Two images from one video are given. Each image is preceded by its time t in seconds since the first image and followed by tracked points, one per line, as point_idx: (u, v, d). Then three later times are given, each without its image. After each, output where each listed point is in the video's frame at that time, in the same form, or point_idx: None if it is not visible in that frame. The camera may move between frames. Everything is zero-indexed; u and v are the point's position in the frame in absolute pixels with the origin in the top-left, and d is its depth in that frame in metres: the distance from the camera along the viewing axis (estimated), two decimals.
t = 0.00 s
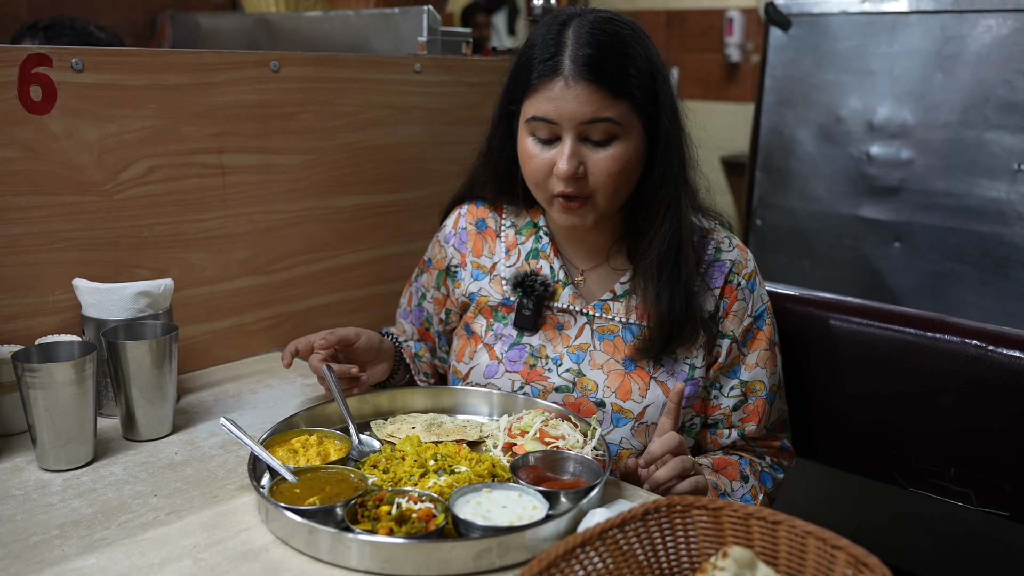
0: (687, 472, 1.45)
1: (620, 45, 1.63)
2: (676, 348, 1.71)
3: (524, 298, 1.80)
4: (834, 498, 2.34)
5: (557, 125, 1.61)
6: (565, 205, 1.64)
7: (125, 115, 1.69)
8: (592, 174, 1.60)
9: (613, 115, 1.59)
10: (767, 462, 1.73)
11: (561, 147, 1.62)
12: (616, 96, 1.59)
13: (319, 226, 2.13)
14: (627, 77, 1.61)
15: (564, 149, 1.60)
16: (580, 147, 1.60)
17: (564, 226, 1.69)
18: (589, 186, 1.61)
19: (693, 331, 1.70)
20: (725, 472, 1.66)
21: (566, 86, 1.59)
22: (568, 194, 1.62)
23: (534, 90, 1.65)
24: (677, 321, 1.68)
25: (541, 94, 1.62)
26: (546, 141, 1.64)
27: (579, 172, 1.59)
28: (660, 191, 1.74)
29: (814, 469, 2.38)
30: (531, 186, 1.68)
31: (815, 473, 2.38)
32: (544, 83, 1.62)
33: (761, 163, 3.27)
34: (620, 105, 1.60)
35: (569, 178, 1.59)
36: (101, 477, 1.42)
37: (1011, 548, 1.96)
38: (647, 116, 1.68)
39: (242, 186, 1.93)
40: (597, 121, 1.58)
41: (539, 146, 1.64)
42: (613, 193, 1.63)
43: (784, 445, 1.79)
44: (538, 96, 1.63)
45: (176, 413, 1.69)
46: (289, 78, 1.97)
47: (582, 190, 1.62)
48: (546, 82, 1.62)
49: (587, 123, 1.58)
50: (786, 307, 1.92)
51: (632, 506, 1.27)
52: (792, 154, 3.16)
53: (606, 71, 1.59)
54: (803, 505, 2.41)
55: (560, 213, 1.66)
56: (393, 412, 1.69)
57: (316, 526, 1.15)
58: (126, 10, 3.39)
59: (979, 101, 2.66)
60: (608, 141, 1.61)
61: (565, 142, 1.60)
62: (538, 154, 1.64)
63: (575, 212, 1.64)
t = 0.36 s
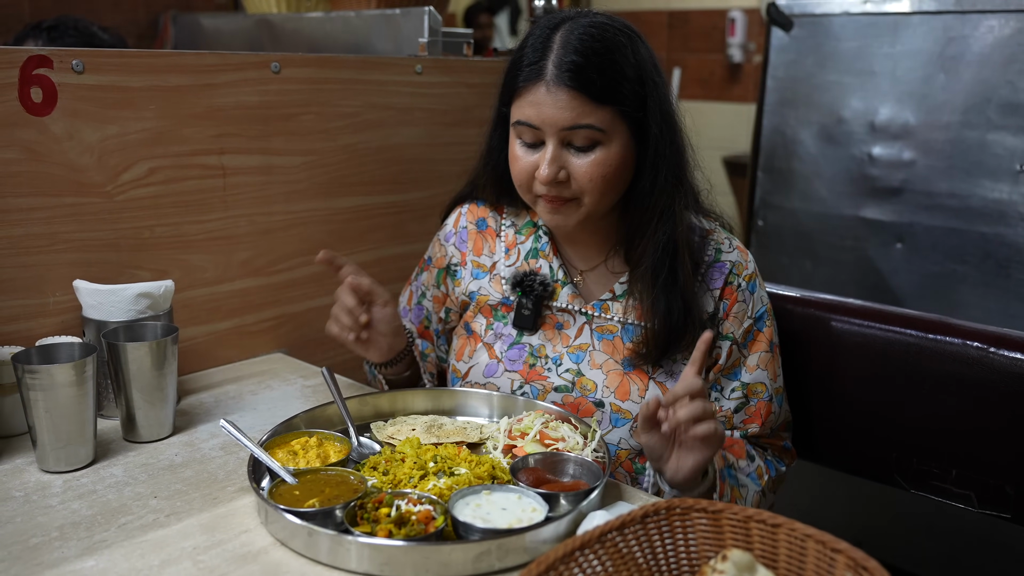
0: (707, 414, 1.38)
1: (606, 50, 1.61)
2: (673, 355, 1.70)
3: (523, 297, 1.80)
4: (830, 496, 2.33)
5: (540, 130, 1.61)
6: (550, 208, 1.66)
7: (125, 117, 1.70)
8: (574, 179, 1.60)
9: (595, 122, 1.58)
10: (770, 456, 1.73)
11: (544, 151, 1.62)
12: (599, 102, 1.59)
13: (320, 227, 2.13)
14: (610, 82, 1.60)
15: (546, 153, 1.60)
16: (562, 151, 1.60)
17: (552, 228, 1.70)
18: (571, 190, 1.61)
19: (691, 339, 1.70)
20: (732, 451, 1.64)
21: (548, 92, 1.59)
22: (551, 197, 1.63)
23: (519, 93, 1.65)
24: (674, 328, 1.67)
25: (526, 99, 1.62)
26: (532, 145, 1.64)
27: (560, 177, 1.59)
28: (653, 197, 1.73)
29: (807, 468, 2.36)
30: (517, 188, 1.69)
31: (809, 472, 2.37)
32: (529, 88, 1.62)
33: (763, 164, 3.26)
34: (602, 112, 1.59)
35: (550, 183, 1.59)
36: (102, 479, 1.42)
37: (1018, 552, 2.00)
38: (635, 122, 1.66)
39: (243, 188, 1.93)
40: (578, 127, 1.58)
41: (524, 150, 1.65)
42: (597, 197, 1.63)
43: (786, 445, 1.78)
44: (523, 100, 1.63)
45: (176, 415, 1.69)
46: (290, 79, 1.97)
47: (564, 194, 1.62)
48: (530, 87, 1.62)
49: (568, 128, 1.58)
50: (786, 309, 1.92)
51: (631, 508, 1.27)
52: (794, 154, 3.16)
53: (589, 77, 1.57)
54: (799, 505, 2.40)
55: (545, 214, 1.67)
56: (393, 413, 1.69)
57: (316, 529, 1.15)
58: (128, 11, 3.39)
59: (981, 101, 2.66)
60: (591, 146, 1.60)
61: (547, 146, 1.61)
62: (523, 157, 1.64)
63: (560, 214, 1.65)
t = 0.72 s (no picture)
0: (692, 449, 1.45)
1: (609, 44, 1.61)
2: (673, 351, 1.70)
3: (523, 299, 1.79)
4: (834, 498, 2.33)
5: (546, 124, 1.60)
6: (556, 204, 1.63)
7: (123, 117, 1.69)
8: (581, 172, 1.59)
9: (601, 114, 1.58)
10: (767, 460, 1.72)
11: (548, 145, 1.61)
12: (604, 95, 1.58)
13: (319, 227, 2.12)
14: (613, 76, 1.60)
15: (552, 147, 1.59)
16: (568, 145, 1.59)
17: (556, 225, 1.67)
18: (577, 184, 1.60)
19: (688, 335, 1.70)
20: (723, 463, 1.64)
21: (552, 85, 1.58)
22: (557, 192, 1.61)
23: (523, 89, 1.64)
24: (673, 323, 1.67)
25: (530, 93, 1.62)
26: (536, 140, 1.63)
27: (567, 170, 1.58)
28: (654, 192, 1.73)
29: (811, 469, 2.36)
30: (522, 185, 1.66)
31: (812, 475, 2.37)
32: (532, 82, 1.62)
33: (763, 164, 3.26)
34: (608, 104, 1.59)
35: (557, 176, 1.58)
36: (99, 480, 1.42)
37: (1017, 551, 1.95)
38: (637, 116, 1.66)
39: (241, 188, 1.93)
40: (584, 119, 1.57)
41: (529, 145, 1.64)
42: (603, 192, 1.62)
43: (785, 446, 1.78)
44: (527, 95, 1.63)
45: (174, 416, 1.68)
46: (289, 79, 1.97)
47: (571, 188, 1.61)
48: (534, 81, 1.61)
49: (574, 121, 1.57)
50: (787, 309, 1.91)
51: (630, 510, 1.26)
52: (795, 154, 3.15)
53: (594, 70, 1.58)
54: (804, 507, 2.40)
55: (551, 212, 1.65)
56: (391, 414, 1.68)
57: (312, 531, 1.15)
58: (129, 11, 3.39)
59: (983, 102, 2.65)
60: (597, 139, 1.60)
61: (553, 140, 1.60)
62: (528, 153, 1.63)
63: (566, 211, 1.62)
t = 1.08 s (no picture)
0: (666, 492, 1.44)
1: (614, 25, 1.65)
2: (689, 332, 1.69)
3: (534, 303, 1.75)
4: (836, 498, 2.33)
5: (566, 102, 1.60)
6: (585, 184, 1.60)
7: (122, 117, 1.69)
8: (609, 146, 1.59)
9: (621, 86, 1.61)
10: (768, 469, 1.74)
11: (571, 126, 1.60)
12: (620, 69, 1.62)
13: (319, 227, 2.12)
14: (626, 54, 1.63)
15: (577, 124, 1.59)
16: (591, 121, 1.60)
17: (583, 212, 1.63)
18: (606, 159, 1.59)
19: (699, 325, 1.70)
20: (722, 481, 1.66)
21: (569, 64, 1.59)
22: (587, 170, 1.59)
23: (534, 75, 1.63)
24: (688, 308, 1.67)
25: (545, 76, 1.61)
26: (555, 124, 1.62)
27: (597, 144, 1.57)
28: (664, 172, 1.76)
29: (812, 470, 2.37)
30: (543, 173, 1.62)
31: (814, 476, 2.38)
32: (546, 65, 1.62)
33: (765, 164, 3.24)
34: (625, 78, 1.62)
35: (588, 151, 1.56)
36: (97, 481, 1.42)
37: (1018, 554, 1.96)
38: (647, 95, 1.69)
39: (241, 188, 1.92)
40: (607, 91, 1.59)
41: (547, 131, 1.62)
42: (629, 166, 1.62)
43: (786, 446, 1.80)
44: (540, 79, 1.62)
45: (173, 417, 1.68)
46: (289, 79, 1.96)
47: (600, 163, 1.59)
48: (547, 64, 1.61)
49: (596, 94, 1.59)
50: (789, 310, 1.90)
51: (630, 512, 1.26)
52: (796, 154, 3.14)
53: (608, 46, 1.61)
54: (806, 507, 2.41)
55: (579, 196, 1.61)
56: (391, 414, 1.68)
57: (311, 533, 1.14)
58: (130, 11, 3.38)
59: (985, 101, 2.64)
60: (617, 112, 1.61)
61: (576, 118, 1.59)
62: (548, 137, 1.61)
63: (597, 190, 1.60)
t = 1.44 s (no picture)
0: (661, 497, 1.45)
1: (622, 42, 1.63)
2: (696, 350, 1.69)
3: (540, 318, 1.71)
4: (839, 497, 2.33)
5: (573, 122, 1.58)
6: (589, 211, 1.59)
7: (127, 116, 1.69)
8: (615, 171, 1.58)
9: (629, 105, 1.59)
10: (777, 473, 1.74)
11: (577, 147, 1.59)
12: (629, 88, 1.59)
13: (323, 226, 2.12)
14: (634, 72, 1.61)
15: (584, 145, 1.57)
16: (598, 143, 1.58)
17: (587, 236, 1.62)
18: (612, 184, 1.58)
19: (711, 339, 1.69)
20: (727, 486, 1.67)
21: (577, 83, 1.57)
22: (592, 196, 1.58)
23: (540, 94, 1.62)
24: (696, 324, 1.67)
25: (551, 96, 1.60)
26: (561, 144, 1.60)
27: (603, 169, 1.55)
28: (671, 186, 1.75)
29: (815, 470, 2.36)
30: (549, 195, 1.61)
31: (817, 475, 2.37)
32: (552, 84, 1.60)
33: (769, 164, 3.24)
34: (634, 97, 1.60)
35: (594, 176, 1.54)
36: (102, 481, 1.42)
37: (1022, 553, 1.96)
38: (654, 109, 1.68)
39: (245, 188, 1.92)
40: (614, 111, 1.57)
41: (553, 151, 1.60)
42: (634, 190, 1.61)
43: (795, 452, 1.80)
44: (546, 98, 1.60)
45: (178, 417, 1.67)
46: (293, 78, 1.96)
47: (605, 189, 1.58)
48: (554, 83, 1.59)
49: (603, 115, 1.57)
50: (794, 310, 1.90)
51: (636, 512, 1.25)
52: (800, 155, 3.14)
53: (615, 64, 1.59)
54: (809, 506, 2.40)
55: (583, 221, 1.60)
56: (396, 415, 1.67)
57: (317, 534, 1.14)
58: (133, 11, 3.38)
59: (990, 101, 2.64)
60: (624, 133, 1.60)
61: (583, 139, 1.58)
62: (555, 158, 1.59)
63: (600, 217, 1.59)
